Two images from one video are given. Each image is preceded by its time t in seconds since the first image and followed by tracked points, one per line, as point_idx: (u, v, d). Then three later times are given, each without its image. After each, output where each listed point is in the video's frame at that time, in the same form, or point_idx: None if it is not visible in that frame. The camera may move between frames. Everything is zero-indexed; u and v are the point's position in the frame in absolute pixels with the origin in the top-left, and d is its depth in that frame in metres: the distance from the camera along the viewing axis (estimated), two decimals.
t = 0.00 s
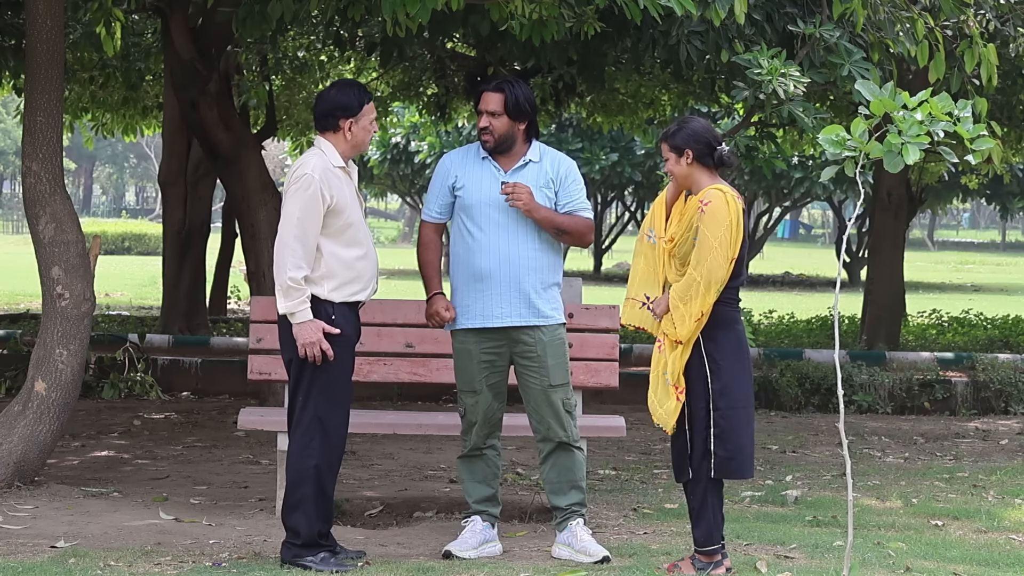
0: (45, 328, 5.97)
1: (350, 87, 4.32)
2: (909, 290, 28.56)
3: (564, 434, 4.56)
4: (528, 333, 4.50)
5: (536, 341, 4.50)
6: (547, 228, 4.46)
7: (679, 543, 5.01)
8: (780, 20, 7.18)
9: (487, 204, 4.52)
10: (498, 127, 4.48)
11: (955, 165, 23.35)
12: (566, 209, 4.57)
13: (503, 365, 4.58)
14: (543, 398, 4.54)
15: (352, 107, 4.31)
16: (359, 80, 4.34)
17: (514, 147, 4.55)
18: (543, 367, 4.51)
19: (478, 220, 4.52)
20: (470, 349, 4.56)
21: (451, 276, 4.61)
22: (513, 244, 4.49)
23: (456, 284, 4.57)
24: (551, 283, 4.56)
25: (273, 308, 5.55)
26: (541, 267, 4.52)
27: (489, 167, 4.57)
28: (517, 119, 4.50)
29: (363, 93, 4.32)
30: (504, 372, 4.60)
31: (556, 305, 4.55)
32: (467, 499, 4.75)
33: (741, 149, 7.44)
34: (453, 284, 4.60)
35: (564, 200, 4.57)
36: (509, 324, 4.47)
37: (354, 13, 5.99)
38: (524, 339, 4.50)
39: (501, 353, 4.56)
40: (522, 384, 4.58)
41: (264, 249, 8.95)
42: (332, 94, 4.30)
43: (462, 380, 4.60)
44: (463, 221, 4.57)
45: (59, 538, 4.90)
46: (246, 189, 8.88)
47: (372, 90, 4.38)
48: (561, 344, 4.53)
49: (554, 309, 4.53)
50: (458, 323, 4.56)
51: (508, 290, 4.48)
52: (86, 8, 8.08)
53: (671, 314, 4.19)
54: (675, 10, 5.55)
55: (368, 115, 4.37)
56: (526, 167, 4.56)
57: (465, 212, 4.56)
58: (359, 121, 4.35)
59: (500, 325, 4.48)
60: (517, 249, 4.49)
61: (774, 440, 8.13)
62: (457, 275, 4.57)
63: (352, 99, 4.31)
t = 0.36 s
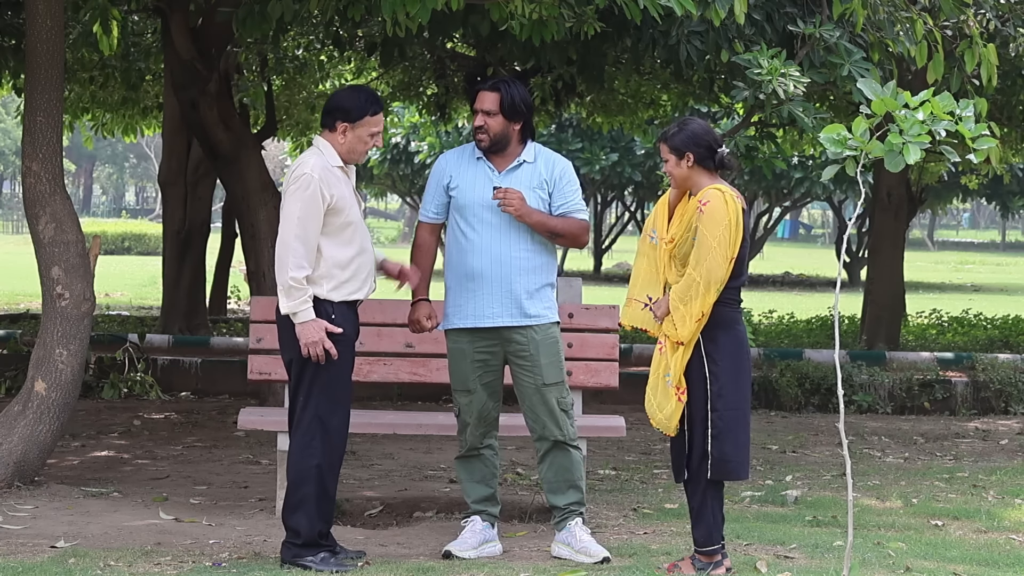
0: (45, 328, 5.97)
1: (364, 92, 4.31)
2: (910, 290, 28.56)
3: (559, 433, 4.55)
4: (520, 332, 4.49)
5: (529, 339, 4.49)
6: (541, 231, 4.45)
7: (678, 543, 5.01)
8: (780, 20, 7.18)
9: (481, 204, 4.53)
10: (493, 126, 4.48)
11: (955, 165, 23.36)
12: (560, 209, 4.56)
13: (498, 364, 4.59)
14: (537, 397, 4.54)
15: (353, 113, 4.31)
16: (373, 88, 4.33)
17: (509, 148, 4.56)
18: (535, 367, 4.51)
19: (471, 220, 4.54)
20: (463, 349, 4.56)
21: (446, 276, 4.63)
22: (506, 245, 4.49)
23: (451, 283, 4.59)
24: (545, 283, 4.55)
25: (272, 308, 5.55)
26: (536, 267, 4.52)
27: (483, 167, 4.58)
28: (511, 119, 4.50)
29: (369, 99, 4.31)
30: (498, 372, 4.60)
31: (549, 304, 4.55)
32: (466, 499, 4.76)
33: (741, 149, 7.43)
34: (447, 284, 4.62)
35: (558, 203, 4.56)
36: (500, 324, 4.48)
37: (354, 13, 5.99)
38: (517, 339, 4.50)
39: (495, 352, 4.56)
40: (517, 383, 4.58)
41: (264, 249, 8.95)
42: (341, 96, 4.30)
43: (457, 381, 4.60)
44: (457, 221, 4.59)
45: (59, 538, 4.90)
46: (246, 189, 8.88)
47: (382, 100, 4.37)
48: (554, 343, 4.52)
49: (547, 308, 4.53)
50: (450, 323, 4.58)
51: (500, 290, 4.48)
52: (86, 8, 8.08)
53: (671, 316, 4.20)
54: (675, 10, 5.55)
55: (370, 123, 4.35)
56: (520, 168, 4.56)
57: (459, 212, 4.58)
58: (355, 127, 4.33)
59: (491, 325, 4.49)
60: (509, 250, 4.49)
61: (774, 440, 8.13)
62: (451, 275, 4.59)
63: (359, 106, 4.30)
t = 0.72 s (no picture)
0: (45, 328, 5.97)
1: (366, 92, 4.30)
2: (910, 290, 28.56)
3: (555, 433, 4.56)
4: (517, 331, 4.50)
5: (524, 339, 4.50)
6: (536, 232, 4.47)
7: (678, 543, 5.01)
8: (780, 20, 7.18)
9: (477, 205, 4.53)
10: (487, 128, 4.47)
11: (956, 166, 23.37)
12: (554, 208, 4.57)
13: (494, 364, 4.58)
14: (533, 397, 4.53)
15: (360, 114, 4.31)
16: (381, 92, 4.33)
17: (503, 148, 4.54)
18: (531, 366, 4.51)
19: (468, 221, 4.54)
20: (460, 349, 4.56)
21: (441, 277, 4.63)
22: (502, 246, 4.50)
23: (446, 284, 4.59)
24: (539, 284, 4.56)
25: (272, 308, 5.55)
26: (530, 267, 4.53)
27: (478, 168, 4.57)
28: (505, 120, 4.48)
29: (376, 102, 4.31)
30: (495, 371, 4.60)
31: (543, 304, 4.54)
32: (466, 499, 4.75)
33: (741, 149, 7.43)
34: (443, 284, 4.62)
35: (552, 203, 4.57)
36: (496, 324, 4.48)
37: (354, 13, 5.99)
38: (513, 338, 4.50)
39: (491, 353, 4.55)
40: (513, 383, 4.58)
41: (264, 249, 8.95)
42: (347, 96, 4.30)
43: (453, 382, 4.60)
44: (453, 222, 4.59)
45: (59, 538, 4.90)
46: (246, 189, 8.89)
47: (386, 102, 4.38)
48: (549, 342, 4.53)
49: (542, 309, 4.53)
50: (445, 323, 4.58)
51: (496, 291, 4.49)
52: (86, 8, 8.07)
53: (681, 321, 4.16)
54: (675, 10, 5.55)
55: (374, 125, 4.35)
56: (514, 168, 4.56)
57: (455, 214, 4.58)
58: (364, 128, 4.33)
59: (487, 326, 4.49)
60: (505, 251, 4.50)
61: (774, 440, 8.13)
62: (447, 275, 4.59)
63: (364, 106, 4.30)
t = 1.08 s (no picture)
0: (45, 328, 5.97)
1: (366, 91, 4.31)
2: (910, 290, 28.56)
3: (553, 435, 4.55)
4: (521, 332, 4.50)
5: (528, 340, 4.50)
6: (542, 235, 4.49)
7: (678, 543, 5.01)
8: (780, 20, 7.18)
9: (482, 206, 4.54)
10: (491, 127, 4.47)
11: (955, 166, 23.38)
12: (560, 208, 4.59)
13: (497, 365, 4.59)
14: (533, 398, 4.54)
15: (365, 112, 4.31)
16: (381, 90, 4.34)
17: (506, 148, 4.56)
18: (534, 367, 4.50)
19: (474, 221, 4.54)
20: (464, 348, 4.56)
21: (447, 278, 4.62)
22: (509, 246, 4.50)
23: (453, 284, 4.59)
24: (546, 283, 4.56)
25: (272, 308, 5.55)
26: (536, 267, 4.52)
27: (483, 169, 4.58)
28: (509, 119, 4.49)
29: (378, 100, 4.32)
30: (498, 372, 4.61)
31: (549, 305, 4.54)
32: (466, 499, 4.74)
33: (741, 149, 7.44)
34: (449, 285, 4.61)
35: (558, 201, 4.59)
36: (503, 324, 4.48)
37: (354, 13, 5.99)
38: (517, 338, 4.51)
39: (495, 353, 4.56)
40: (515, 384, 4.58)
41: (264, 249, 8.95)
42: (348, 95, 4.30)
43: (457, 382, 4.60)
44: (459, 221, 4.59)
45: (59, 538, 4.90)
46: (246, 189, 8.88)
47: (388, 101, 4.38)
48: (553, 344, 4.53)
49: (548, 309, 4.53)
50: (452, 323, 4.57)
51: (503, 291, 4.49)
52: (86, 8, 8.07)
53: (681, 323, 4.16)
54: (675, 10, 5.54)
55: (378, 123, 4.36)
56: (519, 168, 4.57)
57: (461, 215, 4.58)
58: (369, 127, 4.34)
59: (494, 326, 4.49)
60: (511, 250, 4.50)
61: (774, 440, 8.13)
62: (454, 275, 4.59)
63: (367, 104, 4.30)
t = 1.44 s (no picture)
0: (45, 328, 5.97)
1: (362, 90, 4.31)
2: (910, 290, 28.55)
3: (560, 436, 4.56)
4: (537, 330, 4.50)
5: (541, 340, 4.50)
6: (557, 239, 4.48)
7: (679, 543, 5.01)
8: (780, 20, 7.19)
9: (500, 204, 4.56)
10: (527, 121, 4.51)
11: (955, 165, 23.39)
12: (579, 207, 4.56)
13: (510, 363, 4.59)
14: (544, 397, 4.54)
15: (363, 110, 4.31)
16: (375, 86, 4.34)
17: (534, 144, 4.59)
18: (545, 367, 4.51)
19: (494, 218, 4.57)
20: (479, 344, 4.58)
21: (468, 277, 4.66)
22: (526, 244, 4.51)
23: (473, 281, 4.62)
24: (564, 283, 4.55)
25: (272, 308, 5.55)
26: (553, 266, 4.52)
27: (504, 166, 4.61)
28: (540, 115, 4.55)
29: (375, 97, 4.32)
30: (512, 372, 4.61)
31: (568, 305, 4.54)
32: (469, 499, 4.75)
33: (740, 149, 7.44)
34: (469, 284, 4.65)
35: (577, 200, 4.56)
36: (517, 322, 4.49)
37: (355, 13, 5.99)
38: (531, 337, 4.51)
39: (508, 352, 4.57)
40: (528, 383, 4.59)
41: (264, 249, 8.97)
42: (344, 95, 4.31)
43: (471, 378, 4.62)
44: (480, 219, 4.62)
45: (59, 538, 4.90)
46: (246, 188, 8.88)
47: (383, 95, 4.38)
48: (567, 346, 4.51)
49: (565, 310, 4.52)
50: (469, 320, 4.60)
51: (519, 289, 4.49)
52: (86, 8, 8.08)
53: (681, 323, 4.16)
54: (675, 10, 5.54)
55: (377, 119, 4.37)
56: (539, 166, 4.58)
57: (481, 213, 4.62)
58: (369, 125, 4.34)
59: (509, 323, 4.50)
60: (529, 248, 4.51)
61: (774, 440, 8.13)
62: (474, 272, 4.62)
63: (364, 102, 4.30)
